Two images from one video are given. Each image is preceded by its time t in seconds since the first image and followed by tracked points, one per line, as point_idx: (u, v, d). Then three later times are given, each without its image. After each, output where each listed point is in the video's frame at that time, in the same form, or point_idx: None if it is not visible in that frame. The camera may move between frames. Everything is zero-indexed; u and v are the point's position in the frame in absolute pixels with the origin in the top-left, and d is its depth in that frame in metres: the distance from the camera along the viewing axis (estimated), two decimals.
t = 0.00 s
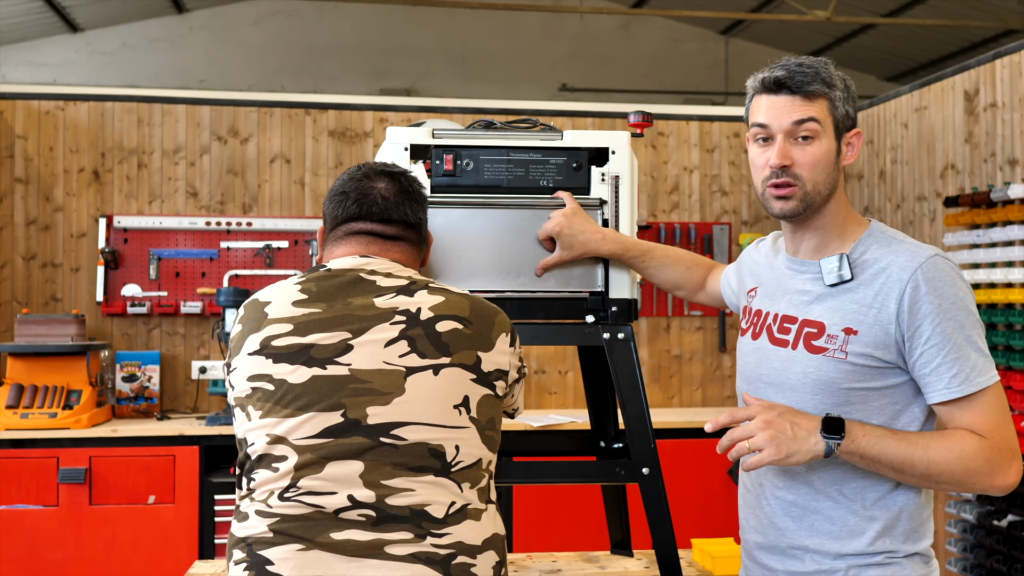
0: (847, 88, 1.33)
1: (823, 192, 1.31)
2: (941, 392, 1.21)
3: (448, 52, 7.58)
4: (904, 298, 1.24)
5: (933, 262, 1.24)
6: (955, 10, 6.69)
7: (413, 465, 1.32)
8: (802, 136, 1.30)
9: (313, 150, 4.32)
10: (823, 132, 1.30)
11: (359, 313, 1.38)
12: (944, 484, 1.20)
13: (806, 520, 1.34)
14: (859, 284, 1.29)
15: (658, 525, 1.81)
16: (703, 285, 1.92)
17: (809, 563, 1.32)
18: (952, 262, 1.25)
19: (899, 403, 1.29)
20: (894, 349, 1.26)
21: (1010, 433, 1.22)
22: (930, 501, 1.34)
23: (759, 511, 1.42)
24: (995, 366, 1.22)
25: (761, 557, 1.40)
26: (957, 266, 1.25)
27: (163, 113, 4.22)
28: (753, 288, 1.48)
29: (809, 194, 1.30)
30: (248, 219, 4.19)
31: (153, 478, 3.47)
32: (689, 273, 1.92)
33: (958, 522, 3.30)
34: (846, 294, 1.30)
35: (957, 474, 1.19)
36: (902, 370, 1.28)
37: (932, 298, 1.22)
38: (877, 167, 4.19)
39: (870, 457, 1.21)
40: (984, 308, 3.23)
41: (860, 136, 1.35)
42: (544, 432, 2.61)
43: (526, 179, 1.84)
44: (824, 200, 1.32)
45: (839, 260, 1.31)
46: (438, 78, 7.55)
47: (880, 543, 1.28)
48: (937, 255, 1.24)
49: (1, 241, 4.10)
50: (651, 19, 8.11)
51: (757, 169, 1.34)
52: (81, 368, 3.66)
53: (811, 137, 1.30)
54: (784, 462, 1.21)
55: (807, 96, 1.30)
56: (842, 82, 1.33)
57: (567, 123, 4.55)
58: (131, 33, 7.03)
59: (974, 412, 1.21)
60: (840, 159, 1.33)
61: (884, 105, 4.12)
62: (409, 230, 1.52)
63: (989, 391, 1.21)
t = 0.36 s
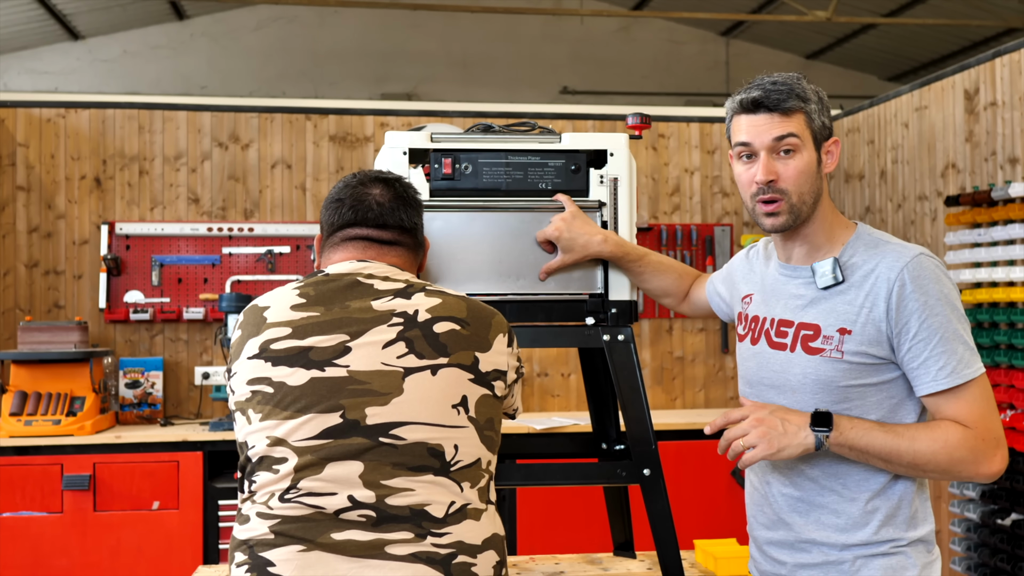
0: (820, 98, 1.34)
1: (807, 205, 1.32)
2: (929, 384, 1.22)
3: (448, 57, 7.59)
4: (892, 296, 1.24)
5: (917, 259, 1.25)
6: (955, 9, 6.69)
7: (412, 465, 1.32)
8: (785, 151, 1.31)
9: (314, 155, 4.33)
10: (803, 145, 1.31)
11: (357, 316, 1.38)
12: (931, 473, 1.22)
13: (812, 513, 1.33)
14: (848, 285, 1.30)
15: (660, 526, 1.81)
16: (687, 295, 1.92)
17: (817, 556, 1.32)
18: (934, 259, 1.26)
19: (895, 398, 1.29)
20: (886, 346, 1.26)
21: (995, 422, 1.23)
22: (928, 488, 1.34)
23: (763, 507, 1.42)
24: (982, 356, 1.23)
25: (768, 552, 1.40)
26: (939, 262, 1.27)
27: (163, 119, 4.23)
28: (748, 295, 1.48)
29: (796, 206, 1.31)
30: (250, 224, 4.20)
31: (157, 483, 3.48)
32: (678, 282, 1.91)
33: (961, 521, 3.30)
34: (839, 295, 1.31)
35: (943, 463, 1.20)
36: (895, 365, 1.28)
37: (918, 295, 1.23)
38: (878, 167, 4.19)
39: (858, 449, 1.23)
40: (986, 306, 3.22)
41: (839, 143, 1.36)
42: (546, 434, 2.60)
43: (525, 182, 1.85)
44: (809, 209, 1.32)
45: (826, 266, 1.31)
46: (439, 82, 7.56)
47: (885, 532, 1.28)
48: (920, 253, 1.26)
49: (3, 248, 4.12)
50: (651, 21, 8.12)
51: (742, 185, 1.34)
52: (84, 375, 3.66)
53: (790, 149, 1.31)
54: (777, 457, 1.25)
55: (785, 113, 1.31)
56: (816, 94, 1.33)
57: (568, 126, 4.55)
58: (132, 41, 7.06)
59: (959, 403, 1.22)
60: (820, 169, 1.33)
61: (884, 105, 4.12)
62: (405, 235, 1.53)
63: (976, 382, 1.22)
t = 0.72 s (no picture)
0: (760, 95, 1.30)
1: (734, 202, 1.35)
2: (912, 387, 1.19)
3: (447, 55, 7.57)
4: (878, 296, 1.21)
5: (907, 260, 1.21)
6: (955, 3, 6.68)
7: (416, 456, 1.32)
8: (712, 148, 1.36)
9: (313, 154, 4.33)
10: (727, 143, 1.33)
11: (357, 311, 1.38)
12: (910, 475, 1.20)
13: (791, 506, 1.33)
14: (838, 282, 1.26)
15: (659, 519, 1.81)
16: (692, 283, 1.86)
17: (793, 549, 1.31)
18: (927, 259, 1.22)
19: (881, 396, 1.27)
20: (872, 345, 1.23)
21: (980, 426, 1.20)
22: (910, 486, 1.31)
23: (746, 498, 1.42)
24: (970, 360, 1.19)
25: (749, 543, 1.39)
26: (931, 262, 1.22)
27: (161, 119, 4.23)
28: (747, 286, 1.45)
29: (726, 202, 1.37)
30: (249, 223, 4.20)
31: (160, 483, 3.48)
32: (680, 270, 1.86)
33: (961, 514, 3.30)
34: (827, 292, 1.28)
35: (921, 467, 1.18)
36: (881, 364, 1.25)
37: (905, 296, 1.19)
38: (877, 161, 4.19)
39: (837, 450, 1.21)
40: (986, 300, 3.23)
41: (783, 142, 1.28)
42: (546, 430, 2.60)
43: (522, 177, 1.85)
44: (744, 207, 1.35)
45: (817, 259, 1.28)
46: (438, 81, 7.54)
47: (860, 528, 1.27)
48: (911, 254, 1.21)
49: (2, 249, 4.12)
50: (650, 18, 8.09)
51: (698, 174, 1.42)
52: (85, 375, 3.67)
53: (716, 147, 1.36)
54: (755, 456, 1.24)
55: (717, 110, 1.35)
56: (755, 90, 1.30)
57: (566, 123, 4.54)
58: (130, 41, 7.05)
59: (943, 406, 1.19)
60: (749, 169, 1.32)
61: (884, 99, 4.12)
62: (396, 232, 1.53)
63: (962, 385, 1.19)
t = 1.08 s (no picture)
0: (719, 66, 1.26)
1: (709, 177, 1.33)
2: (860, 374, 1.13)
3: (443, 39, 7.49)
4: (834, 278, 1.16)
5: (867, 242, 1.15)
6: None
7: (408, 441, 1.32)
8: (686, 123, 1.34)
9: (307, 138, 4.31)
10: (697, 118, 1.31)
11: (348, 295, 1.37)
12: (854, 468, 1.14)
13: (751, 489, 1.29)
14: (801, 261, 1.21)
15: (652, 504, 1.82)
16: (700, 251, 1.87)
17: (750, 533, 1.28)
18: (891, 244, 1.15)
19: (842, 382, 1.21)
20: (829, 328, 1.18)
21: (936, 422, 1.12)
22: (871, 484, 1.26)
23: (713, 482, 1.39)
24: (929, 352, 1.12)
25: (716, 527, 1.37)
26: (896, 247, 1.15)
27: (154, 103, 4.20)
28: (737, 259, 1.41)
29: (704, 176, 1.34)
30: (243, 208, 4.18)
31: (155, 469, 3.48)
32: (684, 241, 1.87)
33: (955, 496, 3.32)
34: (789, 271, 1.23)
35: (864, 460, 1.13)
36: (841, 349, 1.20)
37: (858, 279, 1.13)
38: (873, 145, 4.18)
39: (777, 435, 1.19)
40: (980, 283, 3.24)
41: (744, 114, 1.24)
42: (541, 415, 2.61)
43: (516, 161, 1.84)
44: (720, 181, 1.32)
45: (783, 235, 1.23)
46: (434, 65, 7.48)
47: (816, 516, 1.23)
48: (873, 235, 1.15)
49: None
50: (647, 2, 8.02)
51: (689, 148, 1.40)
52: (79, 361, 3.67)
53: (693, 122, 1.33)
54: (696, 434, 1.28)
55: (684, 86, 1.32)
56: (715, 61, 1.26)
57: (561, 107, 4.52)
58: (123, 25, 6.99)
59: (893, 397, 1.12)
60: (716, 143, 1.29)
61: (879, 83, 4.10)
62: (386, 213, 1.52)
63: (916, 377, 1.12)
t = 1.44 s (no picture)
0: (664, 58, 1.24)
1: (668, 170, 1.32)
2: (801, 370, 1.10)
3: (434, 29, 7.39)
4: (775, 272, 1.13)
5: (805, 232, 1.11)
6: None
7: (394, 432, 1.32)
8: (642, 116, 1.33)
9: (296, 128, 4.28)
10: (650, 111, 1.30)
11: (333, 284, 1.37)
12: (802, 467, 1.12)
13: (727, 488, 1.27)
14: (752, 256, 1.19)
15: (640, 492, 1.83)
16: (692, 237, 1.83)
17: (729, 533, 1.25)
18: (831, 233, 1.11)
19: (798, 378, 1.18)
20: (775, 323, 1.15)
21: (883, 417, 1.08)
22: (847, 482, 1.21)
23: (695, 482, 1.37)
24: (874, 345, 1.08)
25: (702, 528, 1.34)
26: (837, 235, 1.11)
27: (143, 92, 4.17)
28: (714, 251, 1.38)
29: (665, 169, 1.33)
30: (232, 198, 4.16)
31: (144, 459, 3.48)
32: (674, 227, 1.83)
33: (944, 485, 3.35)
34: (741, 266, 1.21)
35: (808, 459, 1.10)
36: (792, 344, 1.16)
37: (795, 272, 1.10)
38: (862, 134, 4.18)
39: (723, 435, 1.18)
40: (969, 271, 3.26)
41: (690, 106, 1.22)
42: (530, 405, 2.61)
43: (503, 149, 1.83)
44: (679, 174, 1.31)
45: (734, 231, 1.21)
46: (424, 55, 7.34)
47: (790, 516, 1.19)
48: (812, 225, 1.11)
49: None
50: None
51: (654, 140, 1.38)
52: (68, 351, 3.66)
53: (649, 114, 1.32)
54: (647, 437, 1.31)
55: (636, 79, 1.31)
56: (660, 53, 1.25)
57: (551, 96, 4.51)
58: (112, 14, 6.91)
59: (837, 391, 1.09)
60: (668, 136, 1.27)
61: (868, 71, 4.10)
62: (370, 200, 1.51)
63: (860, 371, 1.07)
